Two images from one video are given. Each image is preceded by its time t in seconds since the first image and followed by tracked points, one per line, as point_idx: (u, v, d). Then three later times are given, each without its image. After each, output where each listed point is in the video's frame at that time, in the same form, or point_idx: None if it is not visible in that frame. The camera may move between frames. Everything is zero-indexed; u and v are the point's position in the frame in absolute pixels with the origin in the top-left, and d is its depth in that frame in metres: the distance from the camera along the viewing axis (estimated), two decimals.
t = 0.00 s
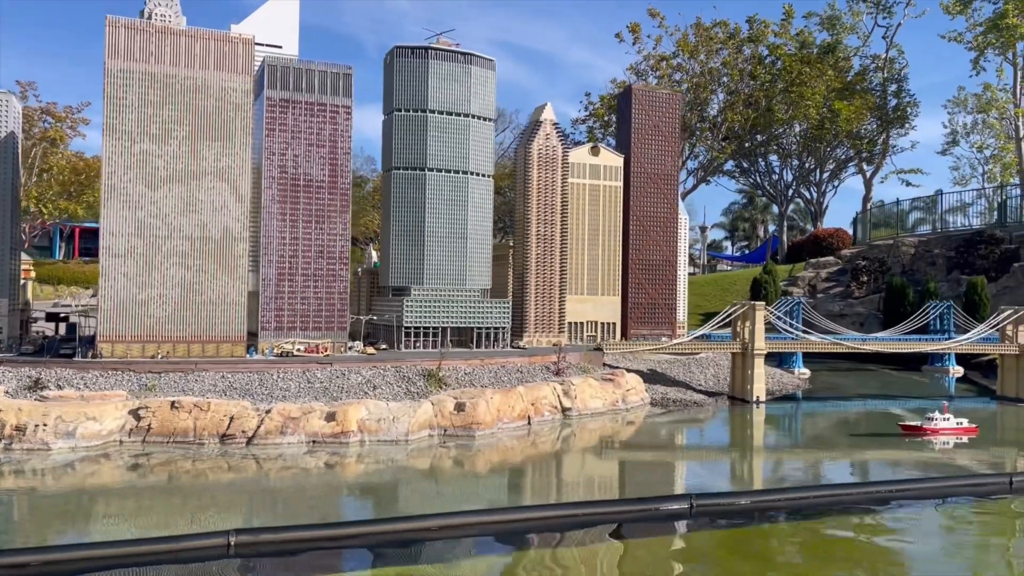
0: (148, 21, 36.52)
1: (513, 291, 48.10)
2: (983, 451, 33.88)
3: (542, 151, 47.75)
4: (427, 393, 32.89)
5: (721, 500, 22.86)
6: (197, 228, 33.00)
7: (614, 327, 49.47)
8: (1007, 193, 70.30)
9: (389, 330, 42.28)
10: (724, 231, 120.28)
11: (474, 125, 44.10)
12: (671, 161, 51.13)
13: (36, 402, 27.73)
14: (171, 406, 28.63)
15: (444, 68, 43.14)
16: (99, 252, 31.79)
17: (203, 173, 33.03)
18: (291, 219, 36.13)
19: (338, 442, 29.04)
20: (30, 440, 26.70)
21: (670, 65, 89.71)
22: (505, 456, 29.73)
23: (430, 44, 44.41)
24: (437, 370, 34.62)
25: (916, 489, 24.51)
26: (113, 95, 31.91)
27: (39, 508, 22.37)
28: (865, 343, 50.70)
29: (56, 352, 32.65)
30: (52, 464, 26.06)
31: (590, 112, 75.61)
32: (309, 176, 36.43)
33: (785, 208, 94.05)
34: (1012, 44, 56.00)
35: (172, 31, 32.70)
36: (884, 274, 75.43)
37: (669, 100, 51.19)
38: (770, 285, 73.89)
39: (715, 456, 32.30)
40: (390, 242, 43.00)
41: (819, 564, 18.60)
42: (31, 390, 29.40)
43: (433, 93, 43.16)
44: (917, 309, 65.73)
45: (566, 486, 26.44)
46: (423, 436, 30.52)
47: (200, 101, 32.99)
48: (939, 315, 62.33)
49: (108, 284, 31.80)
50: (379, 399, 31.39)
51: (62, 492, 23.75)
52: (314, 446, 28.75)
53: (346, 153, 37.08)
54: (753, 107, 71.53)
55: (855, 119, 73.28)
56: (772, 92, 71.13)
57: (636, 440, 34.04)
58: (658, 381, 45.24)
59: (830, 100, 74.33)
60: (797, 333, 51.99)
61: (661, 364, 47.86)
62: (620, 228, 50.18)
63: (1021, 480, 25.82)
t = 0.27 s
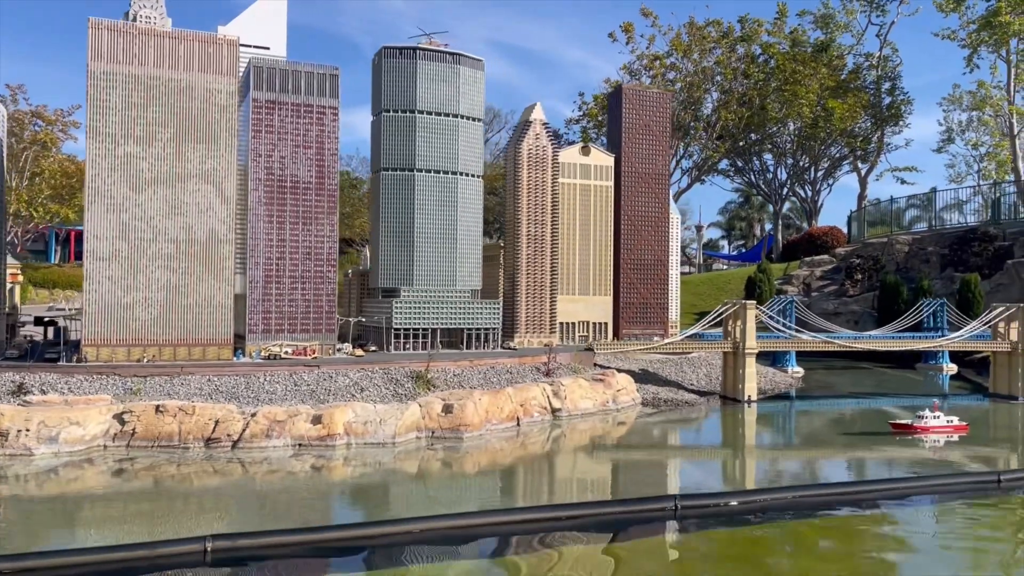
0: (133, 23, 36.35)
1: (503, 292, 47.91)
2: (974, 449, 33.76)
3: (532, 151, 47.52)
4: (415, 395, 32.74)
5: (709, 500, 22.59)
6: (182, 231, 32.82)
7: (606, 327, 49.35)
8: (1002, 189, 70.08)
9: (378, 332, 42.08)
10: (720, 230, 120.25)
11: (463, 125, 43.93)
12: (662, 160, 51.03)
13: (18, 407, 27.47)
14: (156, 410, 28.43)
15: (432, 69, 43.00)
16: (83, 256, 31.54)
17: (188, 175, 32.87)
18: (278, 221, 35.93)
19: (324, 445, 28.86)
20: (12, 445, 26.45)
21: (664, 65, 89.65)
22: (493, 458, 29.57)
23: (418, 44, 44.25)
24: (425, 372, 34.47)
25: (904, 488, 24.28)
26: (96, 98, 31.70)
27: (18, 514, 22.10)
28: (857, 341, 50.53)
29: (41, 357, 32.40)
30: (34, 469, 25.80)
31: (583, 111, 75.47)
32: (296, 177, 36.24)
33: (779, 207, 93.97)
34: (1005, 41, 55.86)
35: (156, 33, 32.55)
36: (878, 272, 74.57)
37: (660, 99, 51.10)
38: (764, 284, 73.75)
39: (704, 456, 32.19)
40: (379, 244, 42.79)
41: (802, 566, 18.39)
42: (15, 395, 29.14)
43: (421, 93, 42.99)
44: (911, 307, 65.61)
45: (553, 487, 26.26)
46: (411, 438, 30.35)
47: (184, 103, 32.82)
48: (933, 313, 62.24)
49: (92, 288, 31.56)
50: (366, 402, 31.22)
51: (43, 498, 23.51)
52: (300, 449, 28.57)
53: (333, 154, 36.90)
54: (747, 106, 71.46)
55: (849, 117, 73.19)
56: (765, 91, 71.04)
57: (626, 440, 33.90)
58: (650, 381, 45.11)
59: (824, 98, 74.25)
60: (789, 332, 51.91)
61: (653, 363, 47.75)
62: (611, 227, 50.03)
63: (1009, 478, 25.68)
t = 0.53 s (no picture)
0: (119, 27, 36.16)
1: (494, 294, 47.76)
2: (964, 448, 33.65)
3: (521, 153, 47.20)
4: (403, 398, 32.59)
5: (696, 502, 22.28)
6: (167, 235, 32.68)
7: (598, 328, 49.25)
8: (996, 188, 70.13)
9: (367, 335, 41.92)
10: (716, 231, 120.23)
11: (452, 126, 43.79)
12: (652, 161, 50.99)
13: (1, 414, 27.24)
14: (140, 415, 28.23)
15: (420, 71, 42.85)
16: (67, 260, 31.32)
17: (172, 179, 32.74)
18: (265, 225, 35.71)
19: (310, 449, 28.69)
20: None
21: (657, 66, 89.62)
22: (480, 461, 29.41)
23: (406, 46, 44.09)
24: (413, 375, 34.31)
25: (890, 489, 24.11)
26: (79, 102, 31.48)
27: None
28: (848, 341, 50.45)
29: (26, 362, 32.17)
30: (15, 476, 25.57)
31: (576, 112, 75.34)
32: (282, 181, 36.06)
33: (773, 207, 93.98)
34: (997, 40, 55.88)
35: (139, 37, 32.40)
36: (871, 271, 74.59)
37: (650, 100, 51.06)
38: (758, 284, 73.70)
39: (693, 457, 32.08)
40: (368, 247, 42.60)
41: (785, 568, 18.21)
42: None
43: (409, 95, 42.84)
44: (904, 306, 65.56)
45: (539, 490, 26.10)
46: (398, 442, 30.20)
47: (168, 106, 32.68)
48: (925, 312, 62.21)
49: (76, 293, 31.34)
50: (353, 405, 31.07)
51: (24, 505, 23.27)
52: (285, 453, 28.40)
53: (320, 156, 36.67)
54: (739, 107, 71.47)
55: (842, 117, 73.18)
56: (758, 91, 71.01)
57: (615, 442, 33.76)
58: (641, 382, 45.00)
59: (817, 98, 74.24)
60: (781, 332, 51.84)
61: (644, 364, 47.64)
62: (602, 228, 49.91)
63: (996, 478, 25.44)
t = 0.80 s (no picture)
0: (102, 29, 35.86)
1: (482, 297, 47.55)
2: (952, 449, 33.53)
3: (509, 154, 47.10)
4: (388, 402, 32.35)
5: (681, 504, 21.96)
6: (150, 238, 32.47)
7: (587, 330, 49.07)
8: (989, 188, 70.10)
9: (354, 338, 41.68)
10: (710, 232, 120.18)
11: (439, 128, 43.57)
12: (641, 162, 50.86)
13: None
14: (120, 421, 27.92)
15: (407, 72, 42.64)
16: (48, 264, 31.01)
17: (155, 182, 32.54)
18: (249, 228, 35.44)
19: (293, 454, 28.42)
20: None
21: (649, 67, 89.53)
22: (465, 465, 29.17)
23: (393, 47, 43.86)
24: (399, 378, 34.07)
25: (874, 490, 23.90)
26: (59, 104, 31.18)
27: None
28: (838, 341, 50.36)
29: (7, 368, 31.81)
30: None
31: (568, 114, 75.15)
32: (266, 183, 35.81)
33: (765, 208, 93.99)
34: (987, 40, 55.86)
35: (121, 38, 32.18)
36: (863, 271, 73.95)
37: (639, 101, 50.95)
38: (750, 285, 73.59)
39: (679, 458, 31.92)
40: (355, 250, 42.36)
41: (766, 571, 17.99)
42: None
43: (396, 97, 42.62)
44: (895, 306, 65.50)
45: (524, 493, 25.87)
46: (383, 446, 29.95)
47: (150, 109, 32.46)
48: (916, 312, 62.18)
49: (57, 297, 31.02)
50: (337, 409, 30.81)
51: None
52: (268, 458, 28.13)
53: (305, 159, 36.35)
54: (731, 108, 71.37)
55: (834, 118, 73.14)
56: (749, 92, 70.91)
57: (602, 444, 33.57)
58: (631, 384, 44.83)
59: (809, 98, 74.18)
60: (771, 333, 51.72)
61: (634, 366, 47.48)
62: (591, 230, 49.73)
63: (982, 479, 25.05)
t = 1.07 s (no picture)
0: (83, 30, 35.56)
1: (469, 299, 47.32)
2: (939, 450, 33.42)
3: (495, 156, 46.94)
4: (371, 406, 32.08)
5: (665, 508, 21.57)
6: (130, 241, 32.16)
7: (575, 332, 48.87)
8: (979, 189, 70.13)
9: (339, 341, 41.39)
10: (702, 234, 120.20)
11: (424, 130, 43.37)
12: (628, 163, 50.73)
13: None
14: (99, 426, 27.58)
15: (391, 73, 42.44)
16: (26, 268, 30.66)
17: (135, 184, 32.27)
18: (231, 230, 35.13)
19: (274, 459, 28.12)
20: None
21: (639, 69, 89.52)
22: (448, 468, 28.91)
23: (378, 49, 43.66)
24: (383, 382, 33.81)
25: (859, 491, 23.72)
26: (37, 106, 30.89)
27: None
28: (826, 343, 50.29)
29: None
30: None
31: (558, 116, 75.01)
32: (249, 185, 35.52)
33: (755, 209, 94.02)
34: (976, 42, 55.95)
35: (100, 39, 31.96)
36: (853, 273, 74.59)
37: (626, 103, 50.87)
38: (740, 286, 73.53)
39: (665, 461, 31.73)
40: (340, 252, 42.07)
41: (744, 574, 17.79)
42: None
43: (381, 98, 42.39)
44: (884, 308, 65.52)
45: (506, 497, 25.63)
46: (365, 450, 29.68)
47: (129, 110, 32.21)
48: (905, 313, 62.20)
49: (36, 301, 30.68)
50: (319, 413, 30.53)
51: None
52: (248, 463, 27.83)
53: (288, 161, 36.23)
54: (721, 110, 71.33)
55: (823, 119, 73.20)
56: (738, 94, 70.90)
57: (588, 446, 33.35)
58: (618, 386, 44.64)
59: (799, 100, 74.24)
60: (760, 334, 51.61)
61: (622, 368, 47.29)
62: (579, 231, 49.55)
63: (968, 480, 24.65)
